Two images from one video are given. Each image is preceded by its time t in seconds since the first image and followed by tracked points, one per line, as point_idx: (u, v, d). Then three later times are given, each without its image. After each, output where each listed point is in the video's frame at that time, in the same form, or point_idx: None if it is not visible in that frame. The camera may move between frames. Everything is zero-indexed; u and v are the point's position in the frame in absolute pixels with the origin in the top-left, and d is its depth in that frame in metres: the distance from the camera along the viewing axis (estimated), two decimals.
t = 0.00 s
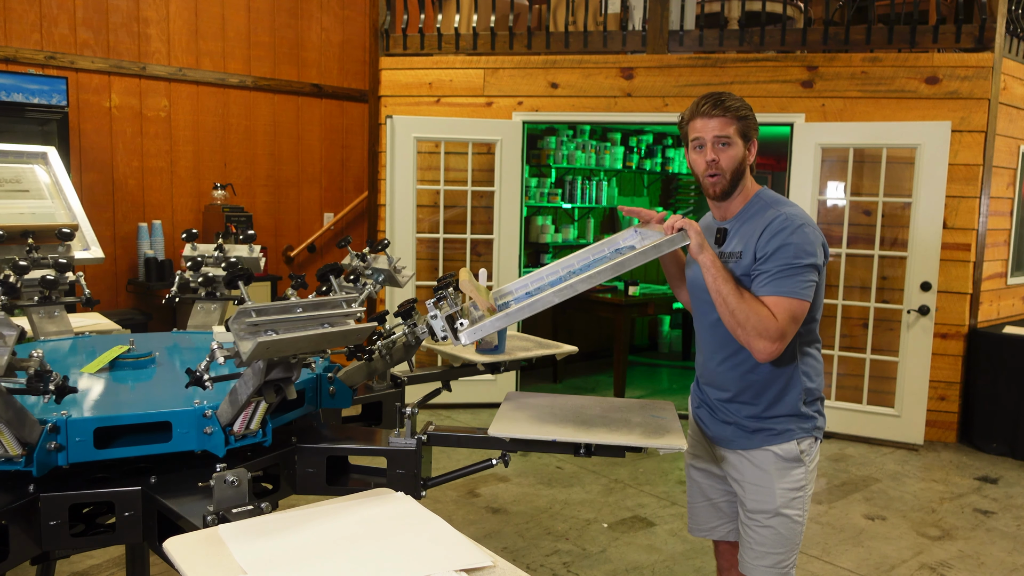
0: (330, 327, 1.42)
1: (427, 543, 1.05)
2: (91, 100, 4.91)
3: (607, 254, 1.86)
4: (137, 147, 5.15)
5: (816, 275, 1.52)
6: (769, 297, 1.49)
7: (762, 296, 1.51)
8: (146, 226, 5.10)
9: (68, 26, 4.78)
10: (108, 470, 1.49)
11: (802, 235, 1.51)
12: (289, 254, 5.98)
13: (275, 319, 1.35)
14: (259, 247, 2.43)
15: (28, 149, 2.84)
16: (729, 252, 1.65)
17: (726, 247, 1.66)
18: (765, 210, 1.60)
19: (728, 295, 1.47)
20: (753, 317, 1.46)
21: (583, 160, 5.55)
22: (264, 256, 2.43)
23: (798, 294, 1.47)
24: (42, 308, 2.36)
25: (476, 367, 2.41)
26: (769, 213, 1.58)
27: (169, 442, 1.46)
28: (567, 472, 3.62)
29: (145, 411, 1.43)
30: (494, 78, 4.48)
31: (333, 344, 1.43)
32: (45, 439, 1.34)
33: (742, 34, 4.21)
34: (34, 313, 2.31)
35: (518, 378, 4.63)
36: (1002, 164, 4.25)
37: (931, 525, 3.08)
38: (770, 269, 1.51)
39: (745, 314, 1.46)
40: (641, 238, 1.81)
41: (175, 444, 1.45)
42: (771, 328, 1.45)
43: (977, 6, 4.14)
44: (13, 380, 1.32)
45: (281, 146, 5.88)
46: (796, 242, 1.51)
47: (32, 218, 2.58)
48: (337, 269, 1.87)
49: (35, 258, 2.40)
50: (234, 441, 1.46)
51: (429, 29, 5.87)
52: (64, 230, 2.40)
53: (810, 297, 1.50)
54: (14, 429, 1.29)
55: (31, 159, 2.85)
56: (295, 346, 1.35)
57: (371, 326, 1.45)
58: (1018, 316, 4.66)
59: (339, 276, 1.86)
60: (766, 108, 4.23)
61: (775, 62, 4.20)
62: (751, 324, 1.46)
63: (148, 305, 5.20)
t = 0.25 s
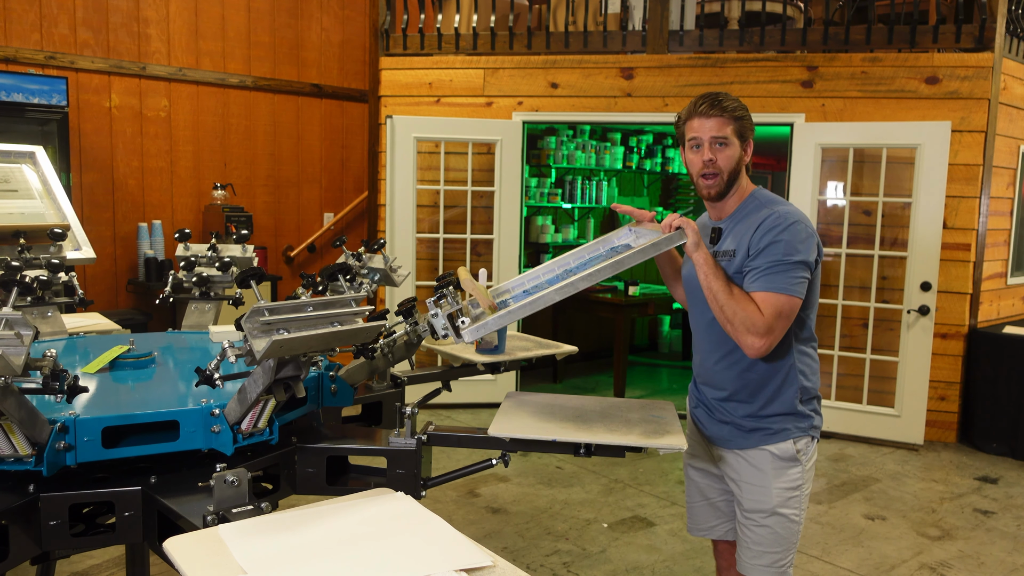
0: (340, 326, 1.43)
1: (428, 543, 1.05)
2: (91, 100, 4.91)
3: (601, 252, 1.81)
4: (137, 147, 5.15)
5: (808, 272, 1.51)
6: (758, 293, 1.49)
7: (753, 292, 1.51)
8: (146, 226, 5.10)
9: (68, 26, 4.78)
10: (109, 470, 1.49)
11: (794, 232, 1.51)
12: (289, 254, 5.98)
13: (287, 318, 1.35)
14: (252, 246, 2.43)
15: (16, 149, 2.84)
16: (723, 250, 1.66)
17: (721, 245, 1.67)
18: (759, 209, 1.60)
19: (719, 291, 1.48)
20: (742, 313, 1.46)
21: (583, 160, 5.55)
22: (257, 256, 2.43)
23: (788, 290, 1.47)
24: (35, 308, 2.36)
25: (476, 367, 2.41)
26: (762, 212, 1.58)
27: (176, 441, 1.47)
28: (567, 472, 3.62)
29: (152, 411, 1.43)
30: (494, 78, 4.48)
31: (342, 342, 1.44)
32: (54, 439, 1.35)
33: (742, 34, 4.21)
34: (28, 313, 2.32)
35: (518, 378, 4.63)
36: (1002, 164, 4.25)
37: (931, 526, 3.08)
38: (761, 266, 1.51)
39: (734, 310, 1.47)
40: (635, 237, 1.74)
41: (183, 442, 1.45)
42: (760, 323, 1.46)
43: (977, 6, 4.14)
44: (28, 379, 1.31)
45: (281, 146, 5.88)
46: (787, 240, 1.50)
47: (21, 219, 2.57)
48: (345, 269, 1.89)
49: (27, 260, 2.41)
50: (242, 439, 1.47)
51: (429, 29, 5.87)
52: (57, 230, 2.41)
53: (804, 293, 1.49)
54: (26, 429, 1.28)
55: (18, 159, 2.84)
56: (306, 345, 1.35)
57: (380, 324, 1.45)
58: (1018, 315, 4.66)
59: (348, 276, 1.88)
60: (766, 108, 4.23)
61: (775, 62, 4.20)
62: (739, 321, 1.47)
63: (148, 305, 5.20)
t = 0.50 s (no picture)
0: (342, 326, 1.43)
1: (428, 543, 1.05)
2: (91, 100, 4.91)
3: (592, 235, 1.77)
4: (137, 147, 5.15)
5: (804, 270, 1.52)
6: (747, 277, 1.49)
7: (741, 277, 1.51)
8: (145, 226, 5.10)
9: (68, 26, 4.78)
10: (109, 470, 1.49)
11: (795, 226, 1.53)
12: (289, 254, 5.98)
13: (288, 318, 1.35)
14: (251, 246, 2.43)
15: (15, 149, 2.85)
16: (725, 246, 1.66)
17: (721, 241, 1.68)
18: (761, 207, 1.61)
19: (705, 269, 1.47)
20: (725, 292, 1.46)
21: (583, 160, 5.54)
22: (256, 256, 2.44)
23: (777, 278, 1.47)
24: (33, 308, 2.36)
25: (476, 367, 2.41)
26: (766, 208, 1.59)
27: (177, 441, 1.47)
28: (568, 472, 3.62)
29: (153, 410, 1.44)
30: (494, 78, 4.48)
31: (343, 342, 1.44)
32: (55, 439, 1.35)
33: (742, 34, 4.21)
34: (27, 313, 2.32)
35: (518, 378, 4.63)
36: (1002, 164, 4.25)
37: (931, 526, 3.08)
38: (755, 255, 1.52)
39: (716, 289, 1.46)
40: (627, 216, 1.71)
41: (184, 443, 1.45)
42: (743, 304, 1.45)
43: (977, 6, 4.14)
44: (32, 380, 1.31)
45: (281, 146, 5.88)
46: (784, 234, 1.52)
47: (20, 219, 2.57)
48: (348, 270, 1.88)
49: (26, 259, 2.41)
50: (244, 438, 1.47)
51: (429, 29, 5.87)
52: (56, 230, 2.41)
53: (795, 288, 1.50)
54: (28, 429, 1.28)
55: (17, 159, 2.84)
56: (308, 344, 1.36)
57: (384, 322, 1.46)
58: (1018, 315, 4.66)
59: (350, 276, 1.88)
60: (766, 109, 4.23)
61: (775, 62, 4.20)
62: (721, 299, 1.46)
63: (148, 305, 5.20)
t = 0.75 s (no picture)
0: (342, 325, 1.43)
1: (428, 543, 1.05)
2: (91, 100, 4.91)
3: (579, 211, 1.60)
4: (137, 147, 5.15)
5: (801, 264, 1.54)
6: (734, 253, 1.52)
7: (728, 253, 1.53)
8: (145, 226, 5.10)
9: (68, 26, 4.78)
10: (108, 470, 1.49)
11: (798, 218, 1.55)
12: (289, 254, 5.98)
13: (288, 318, 1.35)
14: (251, 246, 2.43)
15: (15, 149, 2.85)
16: (729, 240, 1.68)
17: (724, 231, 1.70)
18: (766, 201, 1.63)
19: (682, 230, 1.49)
20: (701, 255, 1.47)
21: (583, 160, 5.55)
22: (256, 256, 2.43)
23: (764, 258, 1.49)
24: (33, 309, 2.36)
25: (476, 367, 2.41)
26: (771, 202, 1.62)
27: (177, 441, 1.47)
28: (568, 472, 3.62)
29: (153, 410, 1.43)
30: (494, 78, 4.48)
31: (344, 342, 1.45)
32: (55, 439, 1.35)
33: (742, 34, 4.21)
34: (27, 314, 2.32)
35: (518, 378, 4.63)
36: (1002, 164, 4.25)
37: (931, 526, 3.08)
38: (749, 239, 1.54)
39: (693, 252, 1.48)
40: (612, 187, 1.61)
41: (184, 443, 1.45)
42: (723, 272, 1.47)
43: (977, 6, 4.13)
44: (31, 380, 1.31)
45: (281, 146, 5.88)
46: (783, 224, 1.54)
47: (20, 219, 2.57)
48: (348, 270, 1.89)
49: (26, 260, 2.41)
50: (244, 439, 1.47)
51: (429, 29, 5.87)
52: (56, 230, 2.41)
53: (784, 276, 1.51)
54: (28, 429, 1.28)
55: (17, 159, 2.84)
56: (308, 344, 1.36)
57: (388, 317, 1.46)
58: (1018, 315, 4.66)
59: (350, 276, 1.88)
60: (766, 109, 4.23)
61: (775, 62, 4.20)
62: (696, 260, 1.47)
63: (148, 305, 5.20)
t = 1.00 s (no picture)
0: (342, 325, 1.43)
1: (428, 543, 1.05)
2: (91, 100, 4.91)
3: (574, 205, 1.71)
4: (137, 147, 5.15)
5: (801, 260, 1.54)
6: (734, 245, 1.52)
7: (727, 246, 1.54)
8: (146, 226, 5.09)
9: (68, 26, 4.78)
10: (108, 470, 1.49)
11: (797, 216, 1.56)
12: (289, 254, 5.98)
13: (288, 318, 1.35)
14: (251, 246, 2.43)
15: (15, 149, 2.85)
16: (728, 239, 1.68)
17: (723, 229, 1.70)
18: (766, 199, 1.64)
19: (679, 220, 1.50)
20: (699, 244, 1.47)
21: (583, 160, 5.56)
22: (256, 256, 2.43)
23: (763, 251, 1.49)
24: (33, 309, 2.36)
25: (475, 367, 2.42)
26: (770, 201, 1.63)
27: (177, 441, 1.47)
28: (568, 472, 3.62)
29: (153, 410, 1.44)
30: (494, 78, 4.48)
31: (343, 342, 1.45)
32: (55, 439, 1.35)
33: (742, 34, 4.21)
34: (27, 314, 2.32)
35: (518, 378, 4.63)
36: (1002, 164, 4.25)
37: (931, 526, 3.08)
38: (749, 233, 1.55)
39: (690, 241, 1.48)
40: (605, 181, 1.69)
41: (183, 443, 1.45)
42: (721, 261, 1.47)
43: (977, 6, 4.14)
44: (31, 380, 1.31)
45: (281, 146, 5.88)
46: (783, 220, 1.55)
47: (21, 219, 2.57)
48: (348, 270, 1.89)
49: (26, 260, 2.41)
50: (244, 439, 1.47)
51: (429, 29, 5.87)
52: (57, 230, 2.41)
53: (783, 271, 1.51)
54: (28, 429, 1.28)
55: (17, 159, 2.84)
56: (308, 344, 1.36)
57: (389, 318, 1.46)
58: (1018, 315, 4.66)
59: (350, 276, 1.88)
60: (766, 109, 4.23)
61: (775, 62, 4.20)
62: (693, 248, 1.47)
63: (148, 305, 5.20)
